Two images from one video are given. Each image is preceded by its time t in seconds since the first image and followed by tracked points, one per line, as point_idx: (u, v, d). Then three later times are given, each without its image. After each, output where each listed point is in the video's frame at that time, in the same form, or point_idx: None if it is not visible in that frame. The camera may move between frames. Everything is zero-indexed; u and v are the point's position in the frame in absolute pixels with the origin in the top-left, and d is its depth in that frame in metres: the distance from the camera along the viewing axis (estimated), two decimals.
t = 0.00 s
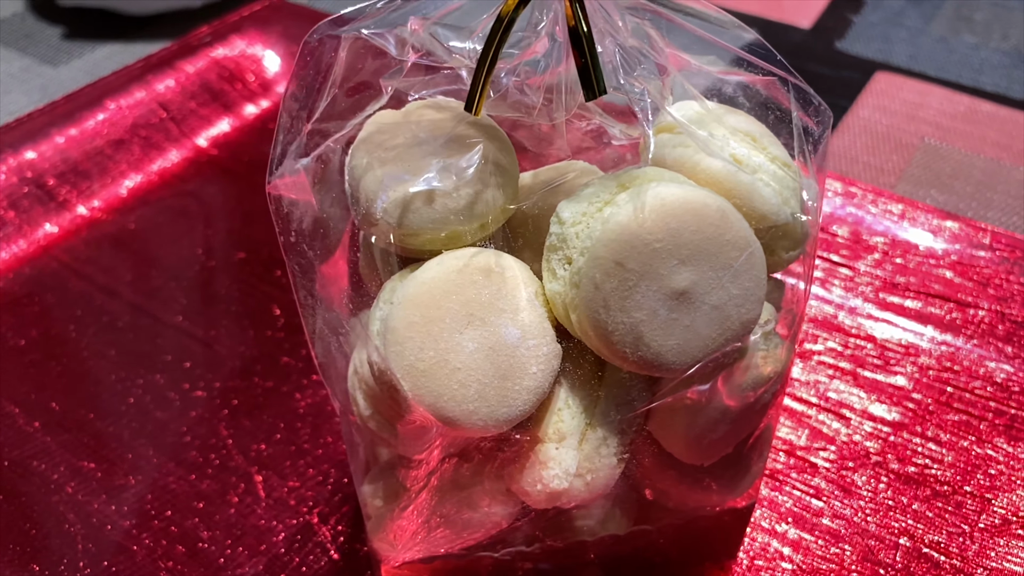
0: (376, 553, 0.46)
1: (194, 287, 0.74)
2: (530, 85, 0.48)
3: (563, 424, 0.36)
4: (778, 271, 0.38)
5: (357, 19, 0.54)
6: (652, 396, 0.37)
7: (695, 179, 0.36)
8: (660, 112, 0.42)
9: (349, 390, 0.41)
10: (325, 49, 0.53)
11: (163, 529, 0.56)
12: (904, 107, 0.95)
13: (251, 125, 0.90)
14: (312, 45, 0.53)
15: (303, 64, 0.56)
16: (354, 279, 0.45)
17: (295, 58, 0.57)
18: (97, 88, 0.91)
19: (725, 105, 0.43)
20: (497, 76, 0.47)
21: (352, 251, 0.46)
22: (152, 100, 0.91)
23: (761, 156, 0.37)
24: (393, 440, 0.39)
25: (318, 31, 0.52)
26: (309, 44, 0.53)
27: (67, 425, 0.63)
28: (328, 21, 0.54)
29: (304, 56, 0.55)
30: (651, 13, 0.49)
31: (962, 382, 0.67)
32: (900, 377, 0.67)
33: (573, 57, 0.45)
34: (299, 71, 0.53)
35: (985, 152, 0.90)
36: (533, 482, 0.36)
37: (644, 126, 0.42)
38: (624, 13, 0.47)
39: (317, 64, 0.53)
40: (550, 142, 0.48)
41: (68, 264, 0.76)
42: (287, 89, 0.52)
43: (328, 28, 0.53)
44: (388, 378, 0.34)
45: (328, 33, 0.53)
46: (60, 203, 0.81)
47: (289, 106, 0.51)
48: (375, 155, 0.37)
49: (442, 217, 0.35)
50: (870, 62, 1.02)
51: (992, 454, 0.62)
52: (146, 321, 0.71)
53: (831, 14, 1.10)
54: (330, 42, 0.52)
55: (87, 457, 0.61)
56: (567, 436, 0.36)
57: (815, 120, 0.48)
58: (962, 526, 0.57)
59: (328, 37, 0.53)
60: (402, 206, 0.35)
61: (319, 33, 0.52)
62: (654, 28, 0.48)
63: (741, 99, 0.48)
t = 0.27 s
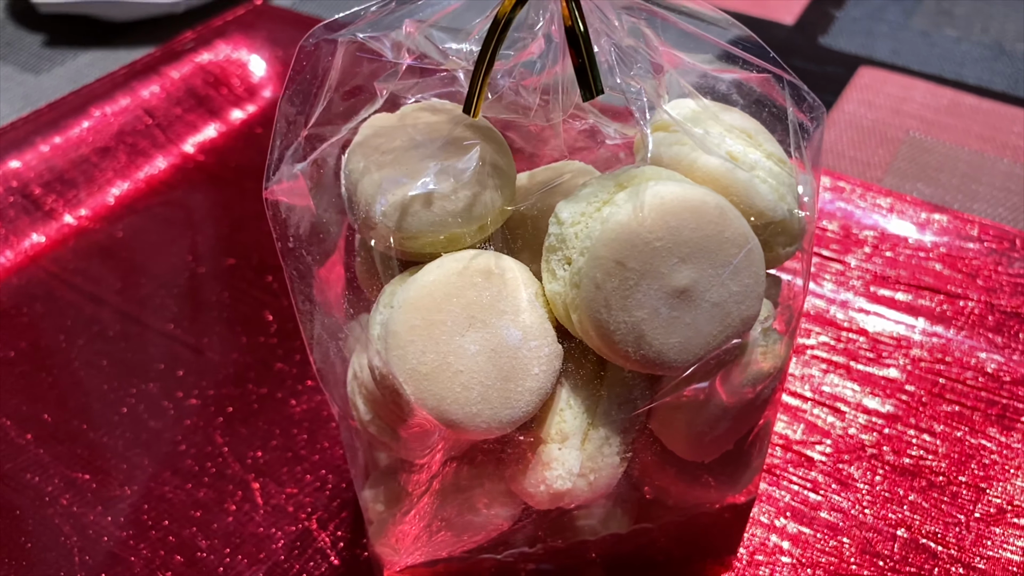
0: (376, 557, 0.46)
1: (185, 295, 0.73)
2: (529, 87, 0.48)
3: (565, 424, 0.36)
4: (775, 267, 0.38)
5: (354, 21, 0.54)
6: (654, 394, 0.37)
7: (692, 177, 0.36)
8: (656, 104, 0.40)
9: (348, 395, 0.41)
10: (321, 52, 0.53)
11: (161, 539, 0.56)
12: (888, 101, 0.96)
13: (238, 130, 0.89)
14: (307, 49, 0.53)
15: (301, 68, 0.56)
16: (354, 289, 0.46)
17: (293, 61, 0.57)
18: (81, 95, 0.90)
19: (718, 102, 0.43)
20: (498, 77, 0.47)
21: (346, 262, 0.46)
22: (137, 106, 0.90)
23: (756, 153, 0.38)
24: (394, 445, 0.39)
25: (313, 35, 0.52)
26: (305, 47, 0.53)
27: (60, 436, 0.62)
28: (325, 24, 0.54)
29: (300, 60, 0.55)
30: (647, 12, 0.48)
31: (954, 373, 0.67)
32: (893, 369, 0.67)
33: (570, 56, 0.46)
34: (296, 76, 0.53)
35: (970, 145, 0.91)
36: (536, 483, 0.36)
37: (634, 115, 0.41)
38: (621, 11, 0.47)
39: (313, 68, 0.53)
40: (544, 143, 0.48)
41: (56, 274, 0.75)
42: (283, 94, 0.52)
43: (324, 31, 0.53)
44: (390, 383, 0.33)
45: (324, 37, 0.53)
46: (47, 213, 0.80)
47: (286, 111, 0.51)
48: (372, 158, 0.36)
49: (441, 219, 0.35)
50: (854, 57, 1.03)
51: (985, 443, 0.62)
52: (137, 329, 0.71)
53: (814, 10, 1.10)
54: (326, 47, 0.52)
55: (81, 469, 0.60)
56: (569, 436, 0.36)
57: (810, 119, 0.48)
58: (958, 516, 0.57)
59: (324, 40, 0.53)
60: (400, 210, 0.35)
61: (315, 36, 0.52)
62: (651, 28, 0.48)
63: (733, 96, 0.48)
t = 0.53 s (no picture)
0: (378, 564, 0.46)
1: (175, 303, 0.72)
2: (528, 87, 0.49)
3: (568, 425, 0.36)
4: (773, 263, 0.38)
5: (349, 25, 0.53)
6: (654, 393, 0.37)
7: (689, 175, 0.36)
8: (651, 101, 0.40)
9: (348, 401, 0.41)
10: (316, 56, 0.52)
11: (158, 550, 0.55)
12: (873, 95, 0.96)
13: (224, 136, 0.88)
14: (302, 53, 0.52)
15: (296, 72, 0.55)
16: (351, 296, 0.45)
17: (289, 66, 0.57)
18: (64, 104, 0.89)
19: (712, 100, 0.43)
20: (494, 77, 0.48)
21: (342, 269, 0.47)
22: (122, 113, 0.90)
23: (752, 150, 0.38)
24: (396, 450, 0.39)
25: (308, 39, 0.52)
26: (300, 52, 0.52)
27: (53, 449, 0.61)
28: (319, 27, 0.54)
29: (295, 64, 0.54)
30: (642, 11, 0.48)
31: (947, 364, 0.68)
32: (885, 362, 0.68)
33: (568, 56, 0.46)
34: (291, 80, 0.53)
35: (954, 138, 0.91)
36: (540, 485, 0.36)
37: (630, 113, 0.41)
38: (616, 11, 0.47)
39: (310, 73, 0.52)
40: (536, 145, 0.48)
41: (44, 284, 0.74)
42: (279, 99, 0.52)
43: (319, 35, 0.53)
44: (392, 388, 0.33)
45: (319, 41, 0.52)
46: (33, 223, 0.79)
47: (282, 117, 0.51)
48: (369, 162, 0.36)
49: (439, 223, 0.35)
50: (837, 52, 1.03)
51: (979, 433, 0.62)
52: (127, 339, 0.70)
53: (796, 6, 1.11)
54: (322, 51, 0.52)
55: (75, 481, 0.59)
56: (572, 438, 0.36)
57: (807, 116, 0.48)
58: (955, 507, 0.58)
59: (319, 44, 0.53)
60: (399, 214, 0.34)
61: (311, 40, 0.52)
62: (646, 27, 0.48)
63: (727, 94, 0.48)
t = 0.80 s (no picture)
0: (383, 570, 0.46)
1: (167, 312, 0.72)
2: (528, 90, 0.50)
3: (573, 428, 0.35)
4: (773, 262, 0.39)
5: (348, 33, 0.54)
6: (659, 394, 0.37)
7: (688, 175, 0.36)
8: (650, 101, 0.41)
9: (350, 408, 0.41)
10: (315, 64, 0.53)
11: (159, 563, 0.55)
12: (858, 90, 0.97)
13: (212, 143, 0.88)
14: (301, 62, 0.53)
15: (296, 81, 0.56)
16: (349, 301, 0.45)
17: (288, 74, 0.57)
18: (49, 113, 0.88)
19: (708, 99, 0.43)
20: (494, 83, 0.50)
21: (340, 272, 0.46)
22: (108, 122, 0.89)
23: (750, 149, 0.38)
24: (401, 457, 0.39)
25: (307, 47, 0.52)
26: (300, 61, 0.53)
27: (48, 463, 0.61)
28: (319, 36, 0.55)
29: (294, 74, 0.55)
30: (641, 13, 0.49)
31: (940, 357, 0.68)
32: (879, 355, 0.68)
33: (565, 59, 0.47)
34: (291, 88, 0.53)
35: (939, 131, 0.92)
36: (546, 488, 0.36)
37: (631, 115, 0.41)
38: (616, 13, 0.48)
39: (309, 81, 0.53)
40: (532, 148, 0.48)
41: (33, 297, 0.74)
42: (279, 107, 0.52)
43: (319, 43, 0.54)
44: (398, 395, 0.33)
45: (317, 48, 0.53)
46: (20, 235, 0.79)
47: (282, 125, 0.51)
48: (369, 169, 0.36)
49: (441, 228, 0.35)
50: (821, 48, 1.04)
51: (972, 425, 0.63)
52: (120, 350, 0.69)
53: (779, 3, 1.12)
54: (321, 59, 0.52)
55: (72, 495, 0.59)
56: (577, 440, 0.36)
57: (801, 117, 0.48)
58: (952, 498, 0.58)
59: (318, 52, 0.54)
60: (401, 220, 0.34)
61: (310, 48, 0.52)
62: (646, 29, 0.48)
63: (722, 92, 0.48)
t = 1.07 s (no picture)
0: None
1: (163, 322, 0.71)
2: (529, 96, 0.50)
3: (581, 431, 0.36)
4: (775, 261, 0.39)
5: (350, 40, 0.54)
6: (665, 396, 0.37)
7: (689, 176, 0.36)
8: (650, 103, 0.41)
9: (355, 416, 0.40)
10: (318, 73, 0.53)
11: None
12: (844, 86, 0.98)
13: (201, 150, 0.87)
14: (304, 70, 0.53)
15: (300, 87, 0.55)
16: (353, 309, 0.45)
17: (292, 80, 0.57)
18: (36, 124, 0.87)
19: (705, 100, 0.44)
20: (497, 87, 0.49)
21: (340, 279, 0.46)
22: (96, 132, 0.88)
23: (749, 150, 0.38)
24: (409, 464, 0.39)
25: (309, 55, 0.52)
26: (302, 68, 0.53)
27: (46, 478, 0.60)
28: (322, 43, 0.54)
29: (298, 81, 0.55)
30: (641, 17, 0.49)
31: (935, 348, 0.68)
32: (874, 348, 0.68)
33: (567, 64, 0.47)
34: (295, 96, 0.53)
35: (925, 125, 0.93)
36: (555, 492, 0.36)
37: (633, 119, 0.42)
38: (617, 17, 0.48)
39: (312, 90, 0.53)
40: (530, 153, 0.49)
41: (25, 310, 0.73)
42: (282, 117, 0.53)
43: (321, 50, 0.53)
44: (406, 403, 0.33)
45: (320, 57, 0.53)
46: (10, 248, 0.78)
47: (286, 136, 0.51)
48: (371, 177, 0.36)
49: (445, 234, 0.34)
50: (806, 44, 1.05)
51: (969, 416, 0.63)
52: (115, 361, 0.69)
53: None
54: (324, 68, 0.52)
55: (71, 509, 0.58)
56: (585, 443, 0.36)
57: (797, 118, 0.49)
58: (951, 490, 0.58)
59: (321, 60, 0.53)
60: (404, 227, 0.34)
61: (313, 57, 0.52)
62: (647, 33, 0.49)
63: (720, 92, 0.48)
